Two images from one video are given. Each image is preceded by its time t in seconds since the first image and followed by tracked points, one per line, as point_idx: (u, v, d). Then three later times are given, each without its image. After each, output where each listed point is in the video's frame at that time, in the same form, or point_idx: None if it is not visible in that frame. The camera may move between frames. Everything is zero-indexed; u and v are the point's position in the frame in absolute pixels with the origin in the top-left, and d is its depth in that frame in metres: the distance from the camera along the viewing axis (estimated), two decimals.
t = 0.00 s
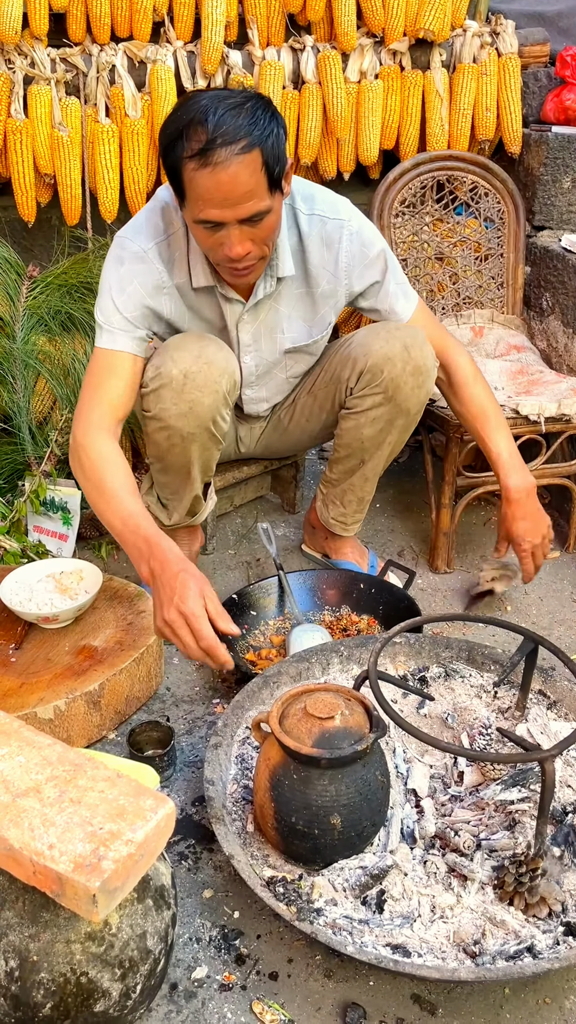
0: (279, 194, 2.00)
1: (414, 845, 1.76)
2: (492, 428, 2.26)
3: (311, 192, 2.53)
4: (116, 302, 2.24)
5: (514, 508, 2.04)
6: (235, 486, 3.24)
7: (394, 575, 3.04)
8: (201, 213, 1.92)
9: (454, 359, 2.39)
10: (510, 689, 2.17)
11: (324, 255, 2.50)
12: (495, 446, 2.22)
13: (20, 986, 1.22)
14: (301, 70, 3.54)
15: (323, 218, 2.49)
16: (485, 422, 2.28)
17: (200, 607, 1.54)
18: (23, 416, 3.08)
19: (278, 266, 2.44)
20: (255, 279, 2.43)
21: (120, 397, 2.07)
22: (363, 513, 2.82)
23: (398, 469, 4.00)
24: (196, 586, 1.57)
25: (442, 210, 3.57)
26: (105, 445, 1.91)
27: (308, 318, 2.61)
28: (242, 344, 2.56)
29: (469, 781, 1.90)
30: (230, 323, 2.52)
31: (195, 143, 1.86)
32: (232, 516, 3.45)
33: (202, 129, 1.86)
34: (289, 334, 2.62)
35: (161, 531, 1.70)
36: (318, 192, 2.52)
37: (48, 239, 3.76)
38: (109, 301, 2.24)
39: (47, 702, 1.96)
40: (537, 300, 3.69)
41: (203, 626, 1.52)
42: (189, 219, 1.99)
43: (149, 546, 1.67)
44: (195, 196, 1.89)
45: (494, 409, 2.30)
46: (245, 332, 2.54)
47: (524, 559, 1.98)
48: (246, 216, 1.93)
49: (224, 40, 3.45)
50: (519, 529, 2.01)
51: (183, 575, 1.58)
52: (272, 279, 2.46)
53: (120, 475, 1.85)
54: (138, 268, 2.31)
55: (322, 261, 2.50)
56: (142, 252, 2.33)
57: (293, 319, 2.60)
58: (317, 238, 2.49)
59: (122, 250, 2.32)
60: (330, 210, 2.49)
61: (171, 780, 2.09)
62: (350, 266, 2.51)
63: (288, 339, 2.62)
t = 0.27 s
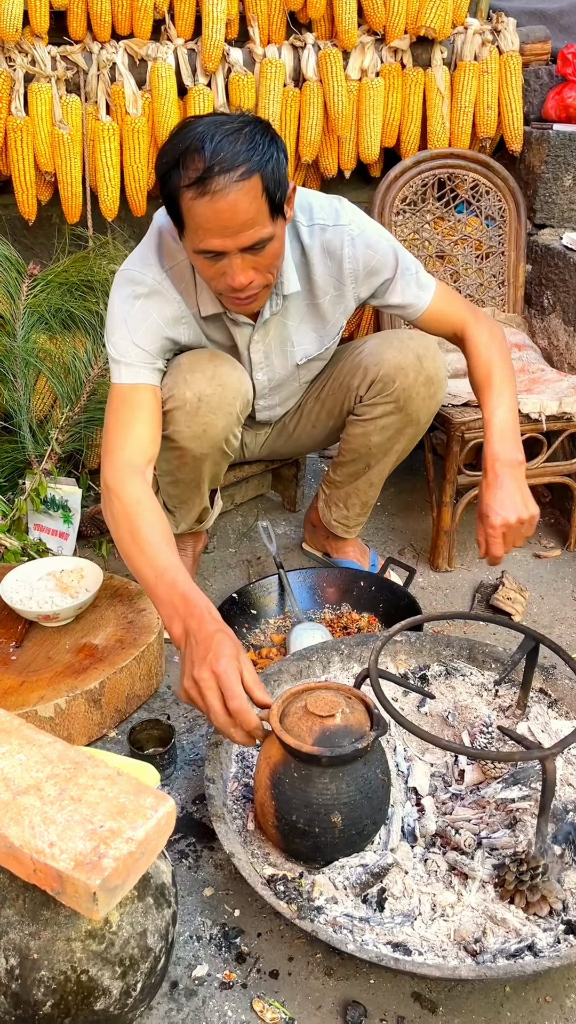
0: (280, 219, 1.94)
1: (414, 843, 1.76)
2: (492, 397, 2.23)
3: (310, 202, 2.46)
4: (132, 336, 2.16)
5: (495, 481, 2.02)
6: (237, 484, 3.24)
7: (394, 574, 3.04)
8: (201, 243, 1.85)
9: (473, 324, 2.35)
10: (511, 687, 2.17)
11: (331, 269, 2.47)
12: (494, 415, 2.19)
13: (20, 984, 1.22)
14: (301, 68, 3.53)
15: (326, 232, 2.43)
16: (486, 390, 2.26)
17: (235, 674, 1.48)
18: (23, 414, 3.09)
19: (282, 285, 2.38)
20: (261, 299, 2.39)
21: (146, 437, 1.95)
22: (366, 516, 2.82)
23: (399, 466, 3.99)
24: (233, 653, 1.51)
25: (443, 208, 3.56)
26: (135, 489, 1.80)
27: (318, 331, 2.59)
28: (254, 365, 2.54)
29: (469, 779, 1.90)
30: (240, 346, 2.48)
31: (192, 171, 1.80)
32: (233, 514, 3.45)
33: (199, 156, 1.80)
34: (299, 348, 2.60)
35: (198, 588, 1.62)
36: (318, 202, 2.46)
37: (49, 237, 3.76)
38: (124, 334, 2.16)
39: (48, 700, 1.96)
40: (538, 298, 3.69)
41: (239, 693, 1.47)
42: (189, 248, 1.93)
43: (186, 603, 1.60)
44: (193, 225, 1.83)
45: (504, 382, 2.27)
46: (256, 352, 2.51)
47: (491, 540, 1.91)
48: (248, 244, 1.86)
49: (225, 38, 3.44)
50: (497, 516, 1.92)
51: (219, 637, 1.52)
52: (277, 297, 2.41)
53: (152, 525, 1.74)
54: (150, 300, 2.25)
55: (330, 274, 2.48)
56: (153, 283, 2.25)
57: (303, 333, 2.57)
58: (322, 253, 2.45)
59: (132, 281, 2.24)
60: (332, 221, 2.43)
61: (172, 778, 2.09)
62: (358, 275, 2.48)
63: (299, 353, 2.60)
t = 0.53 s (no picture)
0: (276, 233, 1.88)
1: (415, 841, 1.76)
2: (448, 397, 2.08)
3: (303, 210, 2.32)
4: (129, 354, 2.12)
5: (397, 477, 1.86)
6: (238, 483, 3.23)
7: (395, 573, 3.04)
8: (194, 259, 1.81)
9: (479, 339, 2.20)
10: (512, 685, 2.17)
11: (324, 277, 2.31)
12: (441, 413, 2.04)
13: (21, 981, 1.22)
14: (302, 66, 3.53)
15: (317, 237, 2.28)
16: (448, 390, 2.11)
17: (247, 683, 1.54)
18: (24, 413, 3.10)
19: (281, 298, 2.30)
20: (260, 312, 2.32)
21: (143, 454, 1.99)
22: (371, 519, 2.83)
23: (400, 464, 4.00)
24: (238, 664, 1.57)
25: (444, 207, 3.56)
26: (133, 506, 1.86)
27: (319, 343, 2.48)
28: (256, 377, 2.49)
29: (470, 777, 1.90)
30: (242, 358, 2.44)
31: (183, 186, 1.76)
32: (234, 513, 3.45)
33: (189, 170, 1.76)
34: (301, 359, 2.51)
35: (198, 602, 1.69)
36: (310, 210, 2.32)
37: (50, 235, 3.76)
38: (121, 352, 2.11)
39: (48, 698, 1.96)
40: (539, 297, 3.69)
41: (252, 703, 1.53)
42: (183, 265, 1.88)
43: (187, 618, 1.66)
44: (185, 241, 1.78)
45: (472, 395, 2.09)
46: (259, 365, 2.46)
47: (327, 531, 1.74)
48: (242, 259, 1.81)
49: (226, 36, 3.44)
50: (356, 516, 1.75)
51: (226, 648, 1.59)
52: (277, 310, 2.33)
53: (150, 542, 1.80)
54: (147, 314, 2.19)
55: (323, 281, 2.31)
56: (150, 297, 2.19)
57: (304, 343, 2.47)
58: (314, 260, 2.29)
59: (128, 295, 2.18)
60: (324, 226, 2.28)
61: (173, 776, 2.09)
62: (353, 281, 2.31)
63: (303, 364, 2.54)
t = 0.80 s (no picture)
0: (274, 246, 1.87)
1: (415, 839, 1.76)
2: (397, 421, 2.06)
3: (310, 214, 2.31)
4: (126, 363, 2.14)
5: (308, 490, 1.90)
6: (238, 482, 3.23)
7: (396, 571, 3.04)
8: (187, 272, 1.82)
9: (442, 368, 2.15)
10: (513, 683, 2.17)
11: (318, 280, 2.28)
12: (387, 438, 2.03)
13: (22, 979, 1.22)
14: (304, 63, 3.52)
15: (317, 241, 2.26)
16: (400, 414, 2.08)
17: (236, 676, 1.60)
18: (25, 411, 3.10)
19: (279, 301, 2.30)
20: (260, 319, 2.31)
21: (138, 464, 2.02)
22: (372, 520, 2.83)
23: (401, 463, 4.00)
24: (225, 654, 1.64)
25: (445, 206, 3.56)
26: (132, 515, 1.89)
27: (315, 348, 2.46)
28: (253, 380, 2.50)
29: (471, 776, 1.90)
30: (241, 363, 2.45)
31: (180, 198, 1.76)
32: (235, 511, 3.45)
33: (186, 182, 1.76)
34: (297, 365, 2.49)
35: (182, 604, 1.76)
36: (318, 213, 2.31)
37: (51, 233, 3.76)
38: (118, 361, 2.12)
39: (49, 696, 1.96)
40: (541, 295, 3.69)
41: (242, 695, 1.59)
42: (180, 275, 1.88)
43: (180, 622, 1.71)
44: (183, 253, 1.78)
45: (423, 425, 2.07)
46: (257, 370, 2.47)
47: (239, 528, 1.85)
48: (237, 272, 1.81)
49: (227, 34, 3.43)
50: (265, 521, 1.83)
51: (216, 648, 1.64)
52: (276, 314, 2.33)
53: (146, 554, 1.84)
54: (145, 322, 2.19)
55: (320, 284, 2.29)
56: (149, 304, 2.19)
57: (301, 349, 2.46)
58: (312, 263, 2.28)
59: (127, 301, 2.18)
60: (326, 230, 2.27)
61: (174, 775, 2.09)
62: (346, 287, 2.27)
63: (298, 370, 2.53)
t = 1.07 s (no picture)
0: (264, 234, 1.87)
1: (417, 837, 1.76)
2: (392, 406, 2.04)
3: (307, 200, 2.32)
4: (108, 337, 2.15)
5: (306, 469, 1.88)
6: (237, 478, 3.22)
7: (397, 569, 3.04)
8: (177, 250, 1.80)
9: (438, 354, 2.11)
10: (514, 681, 2.17)
11: (314, 265, 2.28)
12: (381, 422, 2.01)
13: (22, 976, 1.22)
14: (306, 61, 3.51)
15: (313, 226, 2.27)
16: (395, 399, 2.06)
17: (153, 602, 1.51)
18: (27, 409, 3.10)
19: (272, 287, 2.28)
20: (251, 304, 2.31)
21: (97, 432, 2.01)
22: (372, 519, 2.82)
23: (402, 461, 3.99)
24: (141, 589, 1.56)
25: (448, 203, 3.55)
26: (78, 476, 1.88)
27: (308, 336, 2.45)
28: (246, 370, 2.49)
29: (472, 774, 1.90)
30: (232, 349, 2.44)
31: (173, 174, 1.75)
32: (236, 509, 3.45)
33: (180, 159, 1.76)
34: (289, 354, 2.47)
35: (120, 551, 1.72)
36: (317, 199, 2.31)
37: (52, 230, 3.75)
38: (99, 334, 2.14)
39: (51, 694, 1.96)
40: (543, 293, 3.69)
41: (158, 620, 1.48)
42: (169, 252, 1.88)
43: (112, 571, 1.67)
44: (172, 232, 1.77)
45: (416, 412, 2.05)
46: (248, 358, 2.45)
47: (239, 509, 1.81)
48: (222, 255, 1.81)
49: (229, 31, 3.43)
50: (260, 496, 1.80)
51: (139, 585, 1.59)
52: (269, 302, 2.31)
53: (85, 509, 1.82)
54: (132, 300, 2.22)
55: (315, 269, 2.29)
56: (135, 284, 2.23)
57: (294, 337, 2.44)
58: (308, 247, 2.28)
59: (115, 282, 2.23)
60: (324, 216, 2.27)
61: (175, 772, 2.09)
62: (343, 272, 2.27)
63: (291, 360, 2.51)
